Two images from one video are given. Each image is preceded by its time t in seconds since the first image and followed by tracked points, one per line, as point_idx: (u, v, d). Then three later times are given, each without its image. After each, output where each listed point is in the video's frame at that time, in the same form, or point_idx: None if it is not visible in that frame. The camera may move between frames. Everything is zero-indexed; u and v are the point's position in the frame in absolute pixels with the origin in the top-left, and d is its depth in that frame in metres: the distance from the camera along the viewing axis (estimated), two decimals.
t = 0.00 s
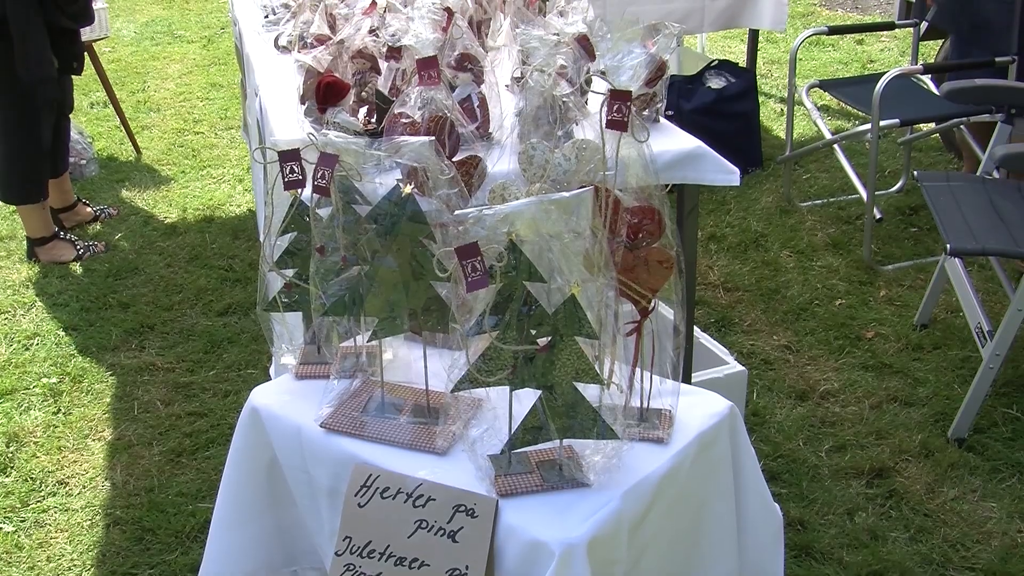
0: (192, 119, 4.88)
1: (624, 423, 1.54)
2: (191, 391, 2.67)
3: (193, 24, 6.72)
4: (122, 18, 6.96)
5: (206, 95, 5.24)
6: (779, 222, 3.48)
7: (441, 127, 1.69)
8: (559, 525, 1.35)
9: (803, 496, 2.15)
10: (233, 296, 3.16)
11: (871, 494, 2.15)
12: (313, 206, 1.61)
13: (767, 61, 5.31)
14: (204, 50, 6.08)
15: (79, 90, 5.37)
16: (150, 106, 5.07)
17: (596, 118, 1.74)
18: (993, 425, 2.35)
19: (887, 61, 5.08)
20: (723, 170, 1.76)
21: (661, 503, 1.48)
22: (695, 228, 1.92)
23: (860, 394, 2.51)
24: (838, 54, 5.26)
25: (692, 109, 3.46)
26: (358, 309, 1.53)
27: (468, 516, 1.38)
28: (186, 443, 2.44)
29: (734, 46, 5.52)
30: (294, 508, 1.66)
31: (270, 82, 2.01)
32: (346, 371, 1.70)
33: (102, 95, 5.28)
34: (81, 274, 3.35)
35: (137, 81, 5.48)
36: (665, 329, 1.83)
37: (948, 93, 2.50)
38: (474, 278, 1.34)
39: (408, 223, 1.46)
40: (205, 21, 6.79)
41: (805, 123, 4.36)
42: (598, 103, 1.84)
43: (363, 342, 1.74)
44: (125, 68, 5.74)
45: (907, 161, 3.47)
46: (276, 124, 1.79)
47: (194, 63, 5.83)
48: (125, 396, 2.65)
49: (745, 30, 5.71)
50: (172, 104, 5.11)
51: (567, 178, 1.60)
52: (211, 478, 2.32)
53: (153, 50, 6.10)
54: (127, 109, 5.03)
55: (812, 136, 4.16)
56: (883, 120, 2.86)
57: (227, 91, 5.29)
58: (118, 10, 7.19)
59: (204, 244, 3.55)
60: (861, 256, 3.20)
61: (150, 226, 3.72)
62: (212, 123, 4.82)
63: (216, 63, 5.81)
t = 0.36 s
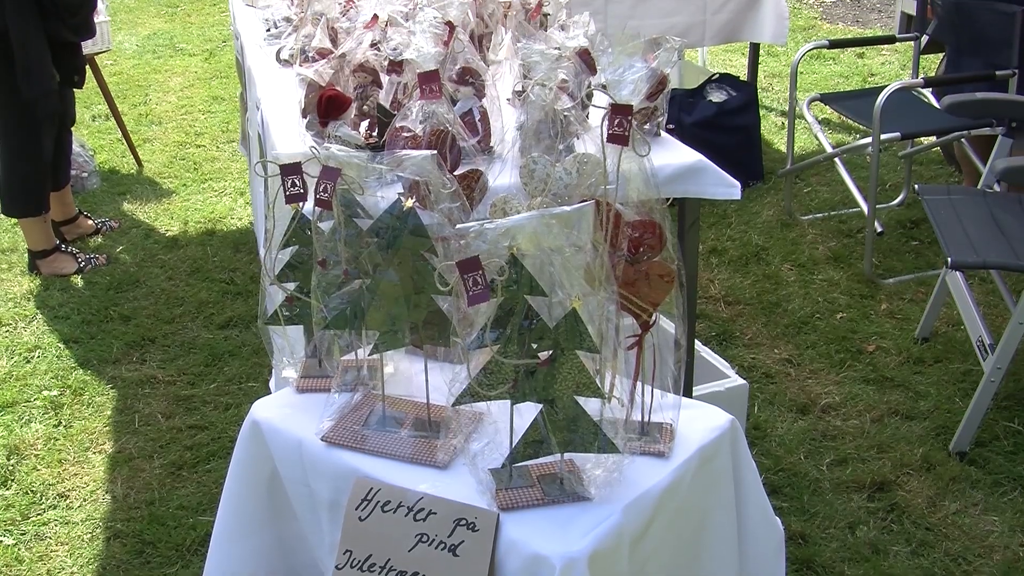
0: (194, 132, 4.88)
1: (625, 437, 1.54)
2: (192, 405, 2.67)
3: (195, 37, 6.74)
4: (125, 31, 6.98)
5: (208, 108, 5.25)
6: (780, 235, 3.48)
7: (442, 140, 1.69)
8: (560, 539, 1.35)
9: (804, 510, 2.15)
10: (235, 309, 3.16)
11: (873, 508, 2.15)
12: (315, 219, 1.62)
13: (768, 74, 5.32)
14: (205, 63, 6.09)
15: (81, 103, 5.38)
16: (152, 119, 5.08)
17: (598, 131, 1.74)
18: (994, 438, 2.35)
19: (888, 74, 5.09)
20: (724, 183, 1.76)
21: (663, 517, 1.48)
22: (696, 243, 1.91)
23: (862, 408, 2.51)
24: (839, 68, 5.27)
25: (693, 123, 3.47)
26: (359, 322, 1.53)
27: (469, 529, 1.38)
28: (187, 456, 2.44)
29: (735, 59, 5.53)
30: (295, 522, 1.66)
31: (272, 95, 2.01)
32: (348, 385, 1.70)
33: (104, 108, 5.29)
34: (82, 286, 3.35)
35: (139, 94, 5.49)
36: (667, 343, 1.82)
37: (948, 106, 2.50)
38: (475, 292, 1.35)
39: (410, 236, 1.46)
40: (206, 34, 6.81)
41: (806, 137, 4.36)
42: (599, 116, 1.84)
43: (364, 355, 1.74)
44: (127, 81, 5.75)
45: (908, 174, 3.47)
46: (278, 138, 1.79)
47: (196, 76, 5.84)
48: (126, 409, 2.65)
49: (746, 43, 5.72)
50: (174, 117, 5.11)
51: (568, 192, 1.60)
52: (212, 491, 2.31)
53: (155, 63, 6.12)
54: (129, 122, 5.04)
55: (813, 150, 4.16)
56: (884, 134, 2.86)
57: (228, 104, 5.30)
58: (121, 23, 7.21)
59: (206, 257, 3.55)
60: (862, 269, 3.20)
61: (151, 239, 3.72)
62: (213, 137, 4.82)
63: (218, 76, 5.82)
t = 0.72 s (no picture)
0: (194, 141, 4.89)
1: (626, 445, 1.54)
2: (192, 413, 2.66)
3: (196, 46, 6.74)
4: (126, 39, 6.99)
5: (209, 117, 5.26)
6: (780, 244, 3.48)
7: (444, 150, 1.69)
8: (560, 548, 1.35)
9: (805, 519, 2.15)
10: (235, 318, 3.16)
11: (874, 517, 2.14)
12: (316, 229, 1.61)
13: (769, 83, 5.33)
14: (206, 72, 6.10)
15: (82, 111, 5.38)
16: (153, 127, 5.09)
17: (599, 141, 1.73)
18: (995, 447, 2.35)
19: (889, 83, 5.09)
20: (725, 193, 1.76)
21: (664, 525, 1.48)
22: (697, 252, 1.91)
23: (863, 417, 2.51)
24: (839, 77, 5.27)
25: (694, 132, 3.49)
26: (359, 331, 1.52)
27: (469, 538, 1.38)
28: (187, 465, 2.44)
29: (736, 69, 5.53)
30: (295, 531, 1.65)
31: (273, 105, 2.01)
32: (348, 395, 1.69)
33: (105, 116, 5.29)
34: (83, 295, 3.35)
35: (140, 103, 5.49)
36: (667, 352, 1.82)
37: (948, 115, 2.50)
38: (476, 301, 1.35)
39: (410, 245, 1.45)
40: (208, 42, 6.82)
41: (807, 146, 4.36)
42: (599, 125, 1.84)
43: (365, 364, 1.73)
44: (128, 89, 5.75)
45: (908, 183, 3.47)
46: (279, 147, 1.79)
47: (197, 85, 5.84)
48: (127, 417, 2.65)
49: (747, 52, 5.73)
50: (175, 126, 5.12)
51: (569, 201, 1.59)
52: (212, 500, 2.31)
53: (156, 72, 6.12)
54: (130, 130, 5.04)
55: (813, 159, 4.17)
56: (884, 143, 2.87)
57: (230, 113, 5.30)
58: (122, 31, 7.22)
59: (206, 266, 3.55)
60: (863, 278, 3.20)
61: (152, 248, 3.72)
62: (214, 145, 4.83)
63: (219, 85, 5.83)
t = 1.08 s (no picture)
0: (196, 154, 4.89)
1: (627, 460, 1.54)
2: (193, 427, 2.66)
3: (198, 60, 6.76)
4: (128, 53, 7.00)
5: (211, 130, 5.27)
6: (781, 258, 3.48)
7: (445, 164, 1.69)
8: (562, 563, 1.35)
9: (806, 534, 2.15)
10: (236, 332, 3.16)
11: (875, 531, 2.14)
12: (317, 243, 1.61)
13: (770, 97, 5.33)
14: (209, 85, 6.11)
15: (84, 124, 5.39)
16: (155, 140, 5.09)
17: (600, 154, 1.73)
18: (997, 461, 2.35)
19: (889, 97, 5.10)
20: (726, 207, 1.76)
21: (665, 540, 1.48)
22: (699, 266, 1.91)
23: (864, 431, 2.50)
24: (840, 91, 5.28)
25: (695, 146, 3.49)
26: (360, 345, 1.52)
27: (470, 553, 1.38)
28: (188, 479, 2.44)
29: (737, 83, 5.55)
30: (296, 545, 1.65)
31: (275, 119, 2.01)
32: (349, 409, 1.69)
33: (106, 129, 5.30)
34: (83, 308, 3.35)
35: (142, 116, 5.50)
36: (668, 366, 1.82)
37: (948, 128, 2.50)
38: (477, 315, 1.35)
39: (411, 259, 1.45)
40: (210, 56, 6.84)
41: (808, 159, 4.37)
42: (600, 140, 1.84)
43: (366, 378, 1.73)
44: (130, 103, 5.76)
45: (909, 196, 3.47)
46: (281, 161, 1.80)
47: (199, 98, 5.85)
48: (127, 431, 2.65)
49: (748, 66, 5.74)
50: (176, 139, 5.12)
51: (570, 216, 1.60)
52: (213, 514, 2.31)
53: (158, 85, 6.13)
54: (131, 143, 5.04)
55: (814, 173, 4.17)
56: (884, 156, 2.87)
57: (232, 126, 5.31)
58: (124, 45, 7.24)
59: (208, 279, 3.55)
60: (864, 292, 3.21)
61: (153, 261, 3.72)
62: (216, 159, 4.83)
63: (221, 98, 5.84)
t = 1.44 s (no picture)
0: (197, 164, 4.89)
1: (627, 470, 1.54)
2: (194, 437, 2.66)
3: (199, 69, 6.76)
4: (129, 63, 7.00)
5: (212, 140, 5.27)
6: (781, 268, 3.48)
7: (445, 174, 1.69)
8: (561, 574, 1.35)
9: (807, 544, 2.14)
10: (237, 341, 3.16)
11: (876, 541, 2.14)
12: (317, 253, 1.61)
13: (770, 107, 5.34)
14: (210, 96, 6.12)
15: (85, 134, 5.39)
16: (156, 150, 5.10)
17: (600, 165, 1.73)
18: (998, 471, 2.35)
19: (889, 107, 5.11)
20: (726, 217, 1.76)
21: (666, 550, 1.48)
22: (698, 275, 1.90)
23: (864, 441, 2.50)
24: (840, 101, 5.28)
25: (695, 156, 3.50)
26: (360, 355, 1.53)
27: (471, 563, 1.38)
28: (188, 488, 2.44)
29: (737, 93, 5.55)
30: (297, 554, 1.65)
31: (276, 129, 2.01)
32: (350, 419, 1.69)
33: (107, 139, 5.30)
34: (84, 317, 3.35)
35: (143, 126, 5.50)
36: (668, 376, 1.81)
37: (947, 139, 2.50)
38: (478, 325, 1.35)
39: (411, 270, 1.45)
40: (211, 66, 6.85)
41: (808, 169, 4.37)
42: (600, 150, 1.84)
43: (368, 390, 1.72)
44: (131, 112, 5.77)
45: (909, 206, 3.47)
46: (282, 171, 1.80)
47: (200, 108, 5.86)
48: (128, 440, 2.64)
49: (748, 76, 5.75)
50: (177, 149, 5.13)
51: (570, 226, 1.60)
52: (213, 524, 2.31)
53: (159, 95, 6.13)
54: (132, 153, 5.05)
55: (815, 183, 4.17)
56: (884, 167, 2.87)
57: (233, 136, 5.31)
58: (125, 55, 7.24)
59: (208, 289, 3.55)
60: (864, 302, 3.21)
61: (154, 271, 3.72)
62: (217, 168, 4.83)
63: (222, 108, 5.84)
